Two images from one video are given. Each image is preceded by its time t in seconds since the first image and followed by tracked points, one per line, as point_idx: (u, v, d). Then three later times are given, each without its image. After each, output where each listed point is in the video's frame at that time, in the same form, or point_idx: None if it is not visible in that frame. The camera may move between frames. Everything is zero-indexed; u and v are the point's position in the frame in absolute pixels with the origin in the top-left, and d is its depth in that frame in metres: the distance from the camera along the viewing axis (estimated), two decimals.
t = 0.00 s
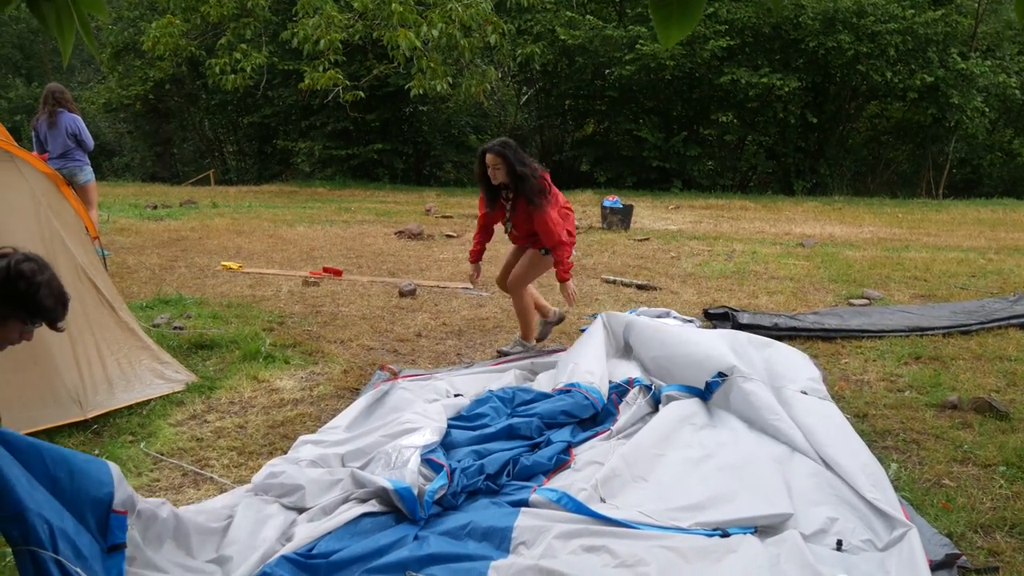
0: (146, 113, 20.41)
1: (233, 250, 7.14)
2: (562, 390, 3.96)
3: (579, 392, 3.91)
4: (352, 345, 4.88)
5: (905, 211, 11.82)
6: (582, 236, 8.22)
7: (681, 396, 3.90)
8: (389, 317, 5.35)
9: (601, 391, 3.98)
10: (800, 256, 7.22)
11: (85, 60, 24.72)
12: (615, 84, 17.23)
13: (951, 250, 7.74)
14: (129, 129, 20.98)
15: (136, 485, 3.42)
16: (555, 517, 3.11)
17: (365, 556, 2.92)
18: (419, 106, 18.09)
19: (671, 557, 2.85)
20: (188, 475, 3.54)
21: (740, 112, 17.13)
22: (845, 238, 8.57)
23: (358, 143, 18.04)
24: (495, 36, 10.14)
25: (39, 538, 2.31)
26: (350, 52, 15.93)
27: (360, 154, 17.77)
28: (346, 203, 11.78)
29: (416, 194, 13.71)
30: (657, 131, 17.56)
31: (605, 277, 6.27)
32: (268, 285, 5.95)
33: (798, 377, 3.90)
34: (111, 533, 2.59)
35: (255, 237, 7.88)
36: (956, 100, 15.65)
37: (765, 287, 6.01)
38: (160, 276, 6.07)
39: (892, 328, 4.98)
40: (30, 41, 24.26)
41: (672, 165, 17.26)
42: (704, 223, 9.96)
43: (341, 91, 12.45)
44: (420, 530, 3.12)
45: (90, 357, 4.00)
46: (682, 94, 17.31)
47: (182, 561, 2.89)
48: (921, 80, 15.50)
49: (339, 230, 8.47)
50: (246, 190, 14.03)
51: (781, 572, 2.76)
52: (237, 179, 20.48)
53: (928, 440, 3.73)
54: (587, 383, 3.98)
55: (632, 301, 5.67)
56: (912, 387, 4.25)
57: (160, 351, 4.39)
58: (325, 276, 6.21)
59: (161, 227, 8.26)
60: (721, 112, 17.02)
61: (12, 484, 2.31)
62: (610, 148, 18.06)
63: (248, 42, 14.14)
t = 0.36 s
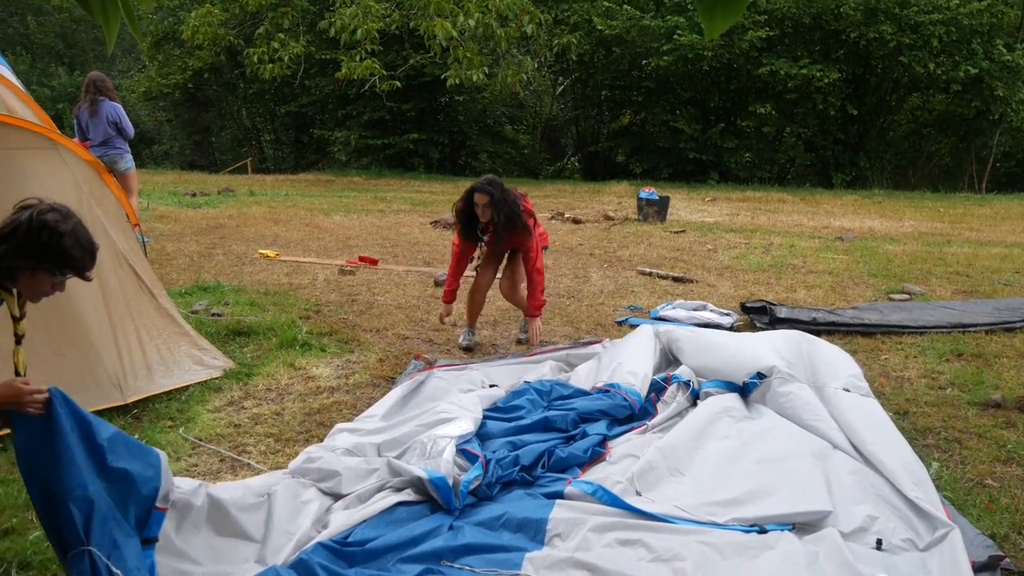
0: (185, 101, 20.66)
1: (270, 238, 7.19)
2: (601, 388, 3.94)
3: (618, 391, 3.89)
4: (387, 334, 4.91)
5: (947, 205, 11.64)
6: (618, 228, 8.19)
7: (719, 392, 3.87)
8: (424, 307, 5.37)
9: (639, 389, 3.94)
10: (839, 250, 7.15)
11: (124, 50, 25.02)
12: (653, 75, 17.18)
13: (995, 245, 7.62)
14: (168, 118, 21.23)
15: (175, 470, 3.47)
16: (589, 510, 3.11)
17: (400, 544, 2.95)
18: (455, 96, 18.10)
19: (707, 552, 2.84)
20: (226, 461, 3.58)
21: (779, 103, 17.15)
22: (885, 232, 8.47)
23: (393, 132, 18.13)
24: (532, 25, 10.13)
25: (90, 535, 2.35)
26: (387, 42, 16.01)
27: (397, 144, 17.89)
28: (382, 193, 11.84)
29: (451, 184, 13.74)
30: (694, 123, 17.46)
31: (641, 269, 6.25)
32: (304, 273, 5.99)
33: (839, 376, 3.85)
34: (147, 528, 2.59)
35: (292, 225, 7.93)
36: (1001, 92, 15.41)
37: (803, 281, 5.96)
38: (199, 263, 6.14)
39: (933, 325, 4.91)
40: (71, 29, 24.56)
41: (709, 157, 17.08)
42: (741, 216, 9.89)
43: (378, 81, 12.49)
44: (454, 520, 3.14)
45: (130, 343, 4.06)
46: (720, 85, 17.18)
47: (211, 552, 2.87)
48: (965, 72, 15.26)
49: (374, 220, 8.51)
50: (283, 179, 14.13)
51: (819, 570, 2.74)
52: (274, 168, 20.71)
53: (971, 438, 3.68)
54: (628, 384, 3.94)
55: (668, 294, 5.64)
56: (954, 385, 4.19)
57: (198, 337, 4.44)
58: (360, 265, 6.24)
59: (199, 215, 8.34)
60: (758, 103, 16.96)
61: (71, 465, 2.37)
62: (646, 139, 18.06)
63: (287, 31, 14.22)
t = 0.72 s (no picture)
0: (245, 88, 21.02)
1: (327, 225, 7.28)
2: (657, 386, 3.93)
3: (674, 389, 3.88)
4: (442, 323, 4.95)
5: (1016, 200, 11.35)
6: (674, 220, 8.13)
7: (777, 389, 3.83)
8: (479, 297, 5.40)
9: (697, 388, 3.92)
10: (901, 246, 7.02)
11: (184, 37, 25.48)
12: (711, 66, 17.05)
13: None
14: (227, 105, 21.60)
15: (233, 453, 3.53)
16: (643, 505, 3.10)
17: (454, 533, 2.97)
18: (511, 85, 18.24)
19: (762, 551, 2.82)
20: (282, 445, 3.64)
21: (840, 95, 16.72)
22: (949, 227, 8.29)
23: (450, 121, 18.32)
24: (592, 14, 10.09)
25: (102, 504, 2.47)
26: (445, 31, 16.10)
27: (452, 132, 18.07)
28: (437, 181, 11.92)
29: (506, 173, 13.78)
30: (753, 114, 17.26)
31: (697, 262, 6.20)
32: (360, 261, 6.06)
33: (901, 377, 3.80)
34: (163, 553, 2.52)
35: (348, 212, 8.02)
36: None
37: (864, 277, 5.86)
38: (258, 249, 6.24)
39: (1000, 324, 4.80)
40: (136, 17, 25.15)
41: (768, 148, 16.95)
42: (800, 209, 9.75)
43: (436, 70, 12.53)
44: (508, 511, 3.15)
45: (191, 327, 4.14)
46: (780, 77, 16.94)
47: (267, 545, 2.94)
48: None
49: (429, 208, 8.57)
50: (340, 166, 14.29)
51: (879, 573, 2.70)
52: (330, 155, 21.00)
53: None
54: (685, 382, 3.93)
55: (725, 288, 5.60)
56: (1021, 387, 4.09)
57: (257, 323, 4.52)
58: (416, 254, 6.29)
59: (258, 201, 8.47)
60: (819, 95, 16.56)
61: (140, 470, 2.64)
62: (704, 131, 18.03)
63: (345, 20, 14.33)
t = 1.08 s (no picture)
0: (293, 90, 21.34)
1: (373, 226, 7.35)
2: (703, 395, 3.92)
3: (720, 398, 3.86)
4: (486, 326, 4.97)
5: None
6: (719, 224, 8.08)
7: (826, 398, 3.81)
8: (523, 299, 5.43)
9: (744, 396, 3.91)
10: (954, 253, 6.90)
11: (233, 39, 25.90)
12: (760, 69, 16.94)
13: None
14: (276, 106, 21.92)
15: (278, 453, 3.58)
16: (688, 514, 3.08)
17: (498, 538, 2.97)
18: (556, 87, 18.34)
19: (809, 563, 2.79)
20: (327, 445, 3.68)
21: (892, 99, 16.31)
22: (1004, 234, 8.13)
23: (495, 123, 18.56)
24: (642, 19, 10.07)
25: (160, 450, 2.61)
26: (492, 33, 16.21)
27: (497, 134, 18.29)
28: (482, 183, 11.98)
29: (551, 176, 13.80)
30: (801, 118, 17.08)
31: (743, 267, 6.16)
32: (405, 262, 6.11)
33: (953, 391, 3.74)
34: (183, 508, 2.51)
35: (393, 214, 8.09)
36: None
37: (915, 284, 5.78)
38: (304, 249, 6.31)
39: None
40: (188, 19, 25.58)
41: (817, 153, 16.76)
42: (849, 214, 9.64)
43: (481, 73, 12.57)
44: (551, 515, 3.16)
45: (239, 324, 4.21)
46: (829, 80, 16.77)
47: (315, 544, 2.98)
48: None
49: (474, 210, 8.61)
50: (386, 167, 14.41)
51: None
52: (376, 156, 21.21)
53: None
54: (731, 391, 3.91)
55: (772, 294, 5.56)
56: None
57: (303, 323, 4.59)
58: (460, 256, 6.32)
59: (305, 201, 8.56)
60: (869, 99, 16.25)
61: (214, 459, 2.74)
62: (750, 134, 17.93)
63: (393, 22, 14.45)
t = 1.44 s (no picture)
0: (339, 90, 21.59)
1: (418, 228, 7.40)
2: (750, 406, 3.93)
3: (767, 409, 3.86)
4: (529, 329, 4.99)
5: None
6: (766, 231, 8.02)
7: (876, 410, 3.76)
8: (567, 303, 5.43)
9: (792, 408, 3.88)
10: (1008, 263, 6.78)
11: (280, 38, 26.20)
12: (809, 73, 16.81)
13: None
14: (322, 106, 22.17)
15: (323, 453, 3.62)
16: (734, 526, 3.06)
17: (542, 544, 2.96)
18: (601, 91, 18.37)
19: None
20: (371, 446, 3.71)
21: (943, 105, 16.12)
22: None
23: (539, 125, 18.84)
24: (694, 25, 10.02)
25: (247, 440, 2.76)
26: (538, 36, 16.25)
27: (542, 137, 18.46)
28: (527, 186, 12.01)
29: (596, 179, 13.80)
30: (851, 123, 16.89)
31: (790, 274, 6.12)
32: (451, 264, 6.15)
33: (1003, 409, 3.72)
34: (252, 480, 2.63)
35: (439, 215, 8.14)
36: None
37: (967, 295, 5.69)
38: (351, 250, 6.37)
39: None
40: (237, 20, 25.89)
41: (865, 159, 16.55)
42: (899, 222, 9.52)
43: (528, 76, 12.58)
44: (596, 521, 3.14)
45: (285, 322, 4.27)
46: (880, 85, 16.55)
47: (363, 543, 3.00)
48: None
49: (518, 213, 8.64)
50: (431, 168, 14.51)
51: None
52: (420, 157, 21.37)
53: None
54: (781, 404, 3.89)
55: (819, 302, 5.51)
56: None
57: (349, 323, 4.63)
58: (505, 258, 6.34)
59: (352, 202, 8.64)
60: (921, 105, 16.11)
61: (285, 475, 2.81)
62: (796, 140, 17.78)
63: (441, 24, 14.54)
